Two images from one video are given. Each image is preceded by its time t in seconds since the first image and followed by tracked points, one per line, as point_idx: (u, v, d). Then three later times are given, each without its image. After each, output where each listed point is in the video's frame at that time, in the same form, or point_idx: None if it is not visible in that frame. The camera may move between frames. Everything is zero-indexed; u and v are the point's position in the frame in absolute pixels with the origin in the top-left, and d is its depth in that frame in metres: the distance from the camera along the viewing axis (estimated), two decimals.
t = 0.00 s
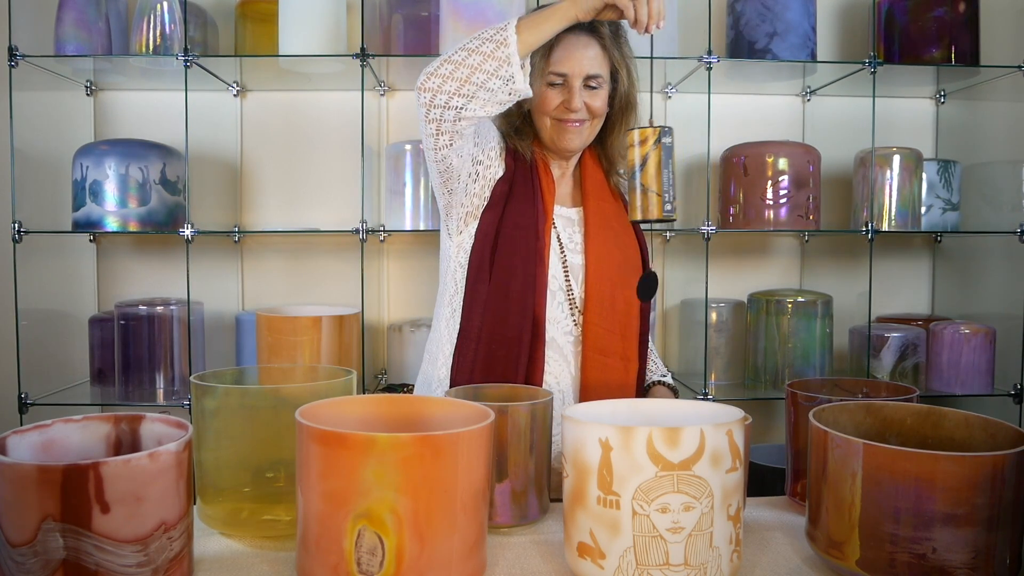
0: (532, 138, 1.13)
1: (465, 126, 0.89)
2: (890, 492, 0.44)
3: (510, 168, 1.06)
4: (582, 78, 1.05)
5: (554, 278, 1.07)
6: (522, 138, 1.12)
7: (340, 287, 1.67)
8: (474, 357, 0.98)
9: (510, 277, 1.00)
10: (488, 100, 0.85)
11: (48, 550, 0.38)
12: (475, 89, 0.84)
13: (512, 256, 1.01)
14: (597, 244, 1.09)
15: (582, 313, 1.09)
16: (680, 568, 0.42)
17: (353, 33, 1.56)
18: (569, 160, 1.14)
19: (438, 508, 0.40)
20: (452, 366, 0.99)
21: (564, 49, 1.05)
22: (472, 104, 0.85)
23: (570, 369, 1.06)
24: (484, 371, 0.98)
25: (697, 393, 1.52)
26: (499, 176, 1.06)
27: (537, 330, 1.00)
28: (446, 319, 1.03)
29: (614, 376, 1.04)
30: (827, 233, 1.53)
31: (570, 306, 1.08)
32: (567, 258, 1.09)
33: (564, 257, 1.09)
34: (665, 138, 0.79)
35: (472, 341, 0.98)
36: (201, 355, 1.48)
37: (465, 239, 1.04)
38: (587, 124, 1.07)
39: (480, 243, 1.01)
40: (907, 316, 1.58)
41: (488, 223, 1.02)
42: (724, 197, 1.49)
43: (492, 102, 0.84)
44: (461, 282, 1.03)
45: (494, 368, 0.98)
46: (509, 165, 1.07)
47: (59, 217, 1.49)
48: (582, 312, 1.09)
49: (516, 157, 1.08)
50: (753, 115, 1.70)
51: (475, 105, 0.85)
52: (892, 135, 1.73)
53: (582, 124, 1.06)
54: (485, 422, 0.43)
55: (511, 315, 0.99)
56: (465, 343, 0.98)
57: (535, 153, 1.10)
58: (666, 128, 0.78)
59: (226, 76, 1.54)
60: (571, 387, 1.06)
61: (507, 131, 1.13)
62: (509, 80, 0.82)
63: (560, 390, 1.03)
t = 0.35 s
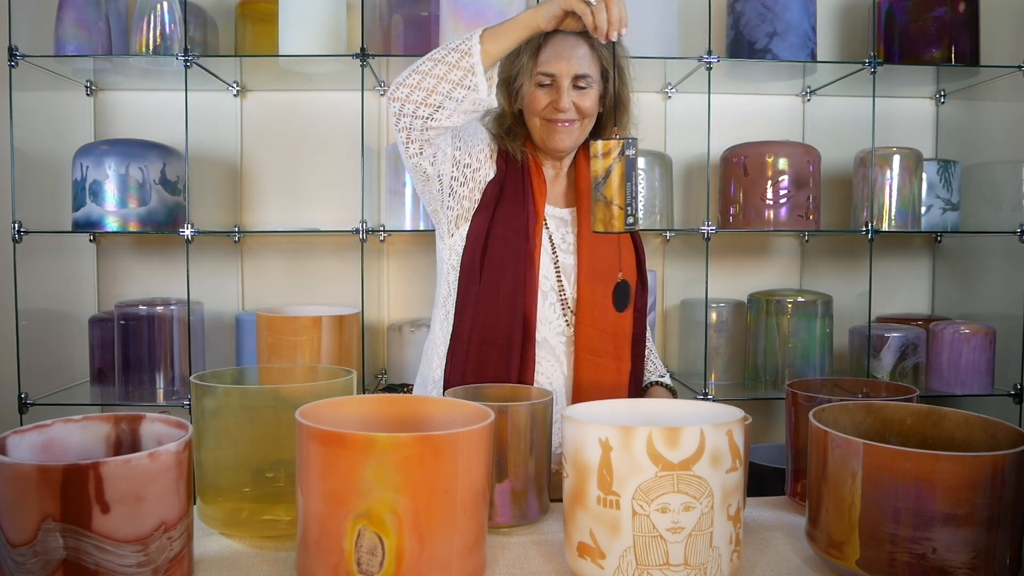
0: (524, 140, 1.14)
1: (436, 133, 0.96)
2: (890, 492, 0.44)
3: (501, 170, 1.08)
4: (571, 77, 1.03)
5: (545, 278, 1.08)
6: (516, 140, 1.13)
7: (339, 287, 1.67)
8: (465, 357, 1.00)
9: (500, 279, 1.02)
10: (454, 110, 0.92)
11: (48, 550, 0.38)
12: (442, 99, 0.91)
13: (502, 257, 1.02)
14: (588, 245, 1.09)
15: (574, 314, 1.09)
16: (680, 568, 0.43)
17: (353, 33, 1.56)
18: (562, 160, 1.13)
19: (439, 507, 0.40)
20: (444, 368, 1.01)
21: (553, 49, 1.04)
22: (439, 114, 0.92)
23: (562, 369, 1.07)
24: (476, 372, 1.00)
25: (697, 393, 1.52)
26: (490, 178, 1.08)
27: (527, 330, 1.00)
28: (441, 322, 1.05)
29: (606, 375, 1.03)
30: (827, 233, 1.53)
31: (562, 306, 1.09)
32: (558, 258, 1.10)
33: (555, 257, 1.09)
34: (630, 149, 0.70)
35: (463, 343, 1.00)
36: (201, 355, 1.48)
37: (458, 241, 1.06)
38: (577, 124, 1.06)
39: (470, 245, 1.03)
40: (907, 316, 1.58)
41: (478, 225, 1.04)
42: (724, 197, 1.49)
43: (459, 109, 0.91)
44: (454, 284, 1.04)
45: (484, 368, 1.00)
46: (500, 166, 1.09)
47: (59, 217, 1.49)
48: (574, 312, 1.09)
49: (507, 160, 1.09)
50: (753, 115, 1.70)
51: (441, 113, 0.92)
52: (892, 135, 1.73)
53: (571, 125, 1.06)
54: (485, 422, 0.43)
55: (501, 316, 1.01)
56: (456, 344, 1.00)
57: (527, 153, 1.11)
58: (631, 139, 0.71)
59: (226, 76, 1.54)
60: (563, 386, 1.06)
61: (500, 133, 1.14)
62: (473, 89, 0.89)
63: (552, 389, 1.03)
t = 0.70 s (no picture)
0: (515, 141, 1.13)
1: (411, 137, 0.96)
2: (890, 492, 0.44)
3: (491, 172, 1.07)
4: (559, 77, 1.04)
5: (535, 277, 1.06)
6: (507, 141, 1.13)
7: (339, 287, 1.67)
8: (456, 357, 1.00)
9: (489, 278, 1.02)
10: (427, 116, 0.91)
11: (49, 550, 0.38)
12: (413, 106, 0.90)
13: (492, 257, 1.03)
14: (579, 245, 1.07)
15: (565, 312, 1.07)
16: (680, 568, 0.43)
17: (353, 33, 1.56)
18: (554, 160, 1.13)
19: (438, 507, 0.40)
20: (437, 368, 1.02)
21: (541, 50, 1.04)
22: (412, 120, 0.91)
23: (554, 368, 1.05)
24: (467, 371, 1.00)
25: (697, 393, 1.52)
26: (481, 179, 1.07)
27: (518, 330, 1.01)
28: (434, 322, 1.06)
29: (597, 375, 1.03)
30: (826, 233, 1.53)
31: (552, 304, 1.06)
32: (549, 257, 1.08)
33: (545, 257, 1.07)
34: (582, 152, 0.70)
35: (454, 343, 1.01)
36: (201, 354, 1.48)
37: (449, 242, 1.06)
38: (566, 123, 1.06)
39: (459, 247, 1.03)
40: (907, 316, 1.58)
41: (467, 227, 1.03)
42: (724, 197, 1.49)
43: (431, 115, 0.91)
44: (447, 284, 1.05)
45: (475, 367, 1.00)
46: (490, 167, 1.07)
47: (59, 217, 1.49)
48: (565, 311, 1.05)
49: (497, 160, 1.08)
50: (753, 115, 1.71)
51: (415, 121, 0.91)
52: (892, 135, 1.73)
53: (559, 124, 1.05)
54: (485, 422, 0.43)
55: (492, 315, 1.01)
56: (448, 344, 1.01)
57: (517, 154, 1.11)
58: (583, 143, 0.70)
59: (226, 76, 1.54)
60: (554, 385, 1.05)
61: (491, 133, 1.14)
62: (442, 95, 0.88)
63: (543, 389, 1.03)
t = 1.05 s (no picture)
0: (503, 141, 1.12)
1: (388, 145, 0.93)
2: (890, 492, 0.44)
3: (479, 172, 1.05)
4: (545, 77, 1.04)
5: (524, 276, 1.06)
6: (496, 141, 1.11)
7: (339, 287, 1.67)
8: (446, 357, 1.00)
9: (478, 278, 1.01)
10: (397, 122, 0.88)
11: (48, 550, 0.38)
12: (383, 113, 0.87)
13: (481, 257, 1.02)
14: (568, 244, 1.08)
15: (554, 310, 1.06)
16: (680, 568, 0.43)
17: (353, 33, 1.56)
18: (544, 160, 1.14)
19: (438, 508, 0.40)
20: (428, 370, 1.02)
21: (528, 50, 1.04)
22: (383, 127, 0.88)
23: (544, 366, 1.05)
24: (457, 371, 1.00)
25: (696, 393, 1.52)
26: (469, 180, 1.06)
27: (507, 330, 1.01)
28: (426, 323, 1.06)
29: (587, 373, 1.03)
30: (826, 233, 1.53)
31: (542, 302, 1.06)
32: (538, 256, 1.08)
33: (535, 255, 1.07)
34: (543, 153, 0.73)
35: (443, 343, 1.00)
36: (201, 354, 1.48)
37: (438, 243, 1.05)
38: (553, 123, 1.06)
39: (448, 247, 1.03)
40: (907, 316, 1.58)
41: (456, 227, 1.02)
42: (724, 197, 1.49)
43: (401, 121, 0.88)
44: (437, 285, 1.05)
45: (465, 367, 1.00)
46: (478, 166, 1.06)
47: (59, 217, 1.49)
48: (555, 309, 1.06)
49: (485, 160, 1.07)
50: (753, 115, 1.71)
51: (387, 127, 0.88)
52: (892, 135, 1.73)
53: (547, 124, 1.06)
54: (485, 422, 0.43)
55: (481, 315, 1.01)
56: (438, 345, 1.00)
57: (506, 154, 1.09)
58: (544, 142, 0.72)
59: (226, 76, 1.54)
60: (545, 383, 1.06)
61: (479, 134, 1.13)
62: (411, 101, 0.86)
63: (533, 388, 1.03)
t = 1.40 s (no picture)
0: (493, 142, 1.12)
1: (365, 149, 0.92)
2: (891, 492, 0.44)
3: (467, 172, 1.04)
4: (529, 76, 1.04)
5: (511, 275, 1.07)
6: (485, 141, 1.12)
7: (339, 287, 1.67)
8: (431, 356, 0.98)
9: (464, 278, 1.01)
10: (368, 126, 0.88)
11: (48, 550, 0.38)
12: (353, 117, 0.87)
13: (467, 255, 1.01)
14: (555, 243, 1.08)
15: (541, 309, 1.07)
16: (680, 568, 0.43)
17: (353, 33, 1.56)
18: (532, 160, 1.15)
19: (438, 508, 0.40)
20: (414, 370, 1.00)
21: (511, 50, 1.06)
22: (353, 132, 0.88)
23: (530, 365, 1.06)
24: (443, 369, 0.98)
25: (696, 393, 1.52)
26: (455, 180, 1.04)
27: (493, 329, 1.01)
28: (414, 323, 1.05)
29: (573, 372, 1.03)
30: (826, 233, 1.53)
31: (529, 302, 1.07)
32: (525, 255, 1.08)
33: (522, 254, 1.08)
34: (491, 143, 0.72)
35: (429, 342, 0.98)
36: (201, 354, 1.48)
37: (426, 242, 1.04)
38: (539, 123, 1.06)
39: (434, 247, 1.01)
40: (907, 316, 1.58)
41: (442, 227, 1.00)
42: (724, 197, 1.49)
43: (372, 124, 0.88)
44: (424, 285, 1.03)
45: (451, 366, 0.98)
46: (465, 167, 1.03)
47: (59, 217, 1.49)
48: (542, 308, 1.08)
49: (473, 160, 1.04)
50: (753, 115, 1.71)
51: (359, 132, 0.88)
52: (892, 135, 1.73)
53: (533, 123, 1.06)
54: (485, 422, 0.43)
55: (467, 314, 1.00)
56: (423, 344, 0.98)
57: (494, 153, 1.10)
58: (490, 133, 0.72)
59: (226, 76, 1.54)
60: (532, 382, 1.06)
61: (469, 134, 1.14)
62: (378, 104, 0.87)
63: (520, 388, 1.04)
